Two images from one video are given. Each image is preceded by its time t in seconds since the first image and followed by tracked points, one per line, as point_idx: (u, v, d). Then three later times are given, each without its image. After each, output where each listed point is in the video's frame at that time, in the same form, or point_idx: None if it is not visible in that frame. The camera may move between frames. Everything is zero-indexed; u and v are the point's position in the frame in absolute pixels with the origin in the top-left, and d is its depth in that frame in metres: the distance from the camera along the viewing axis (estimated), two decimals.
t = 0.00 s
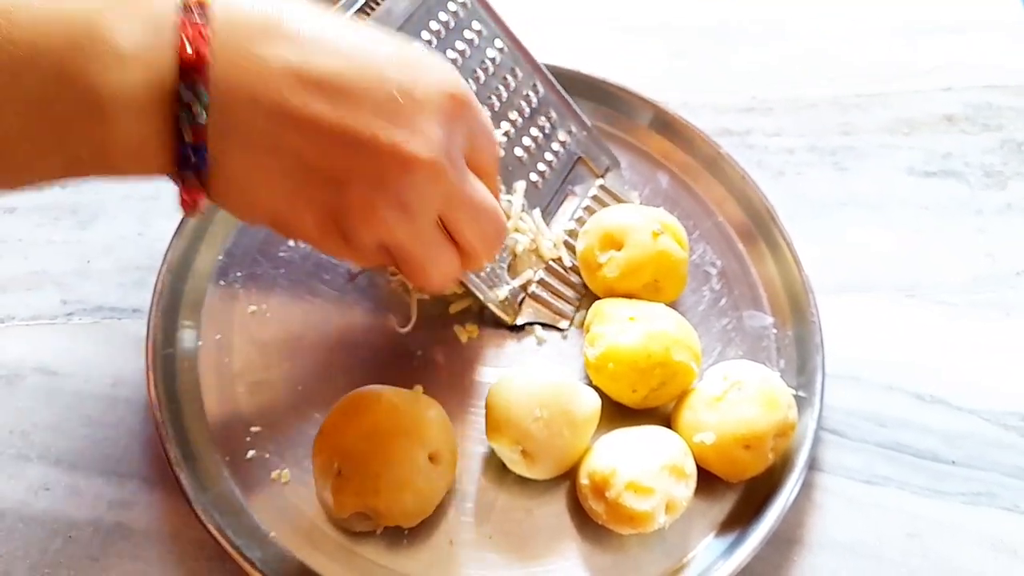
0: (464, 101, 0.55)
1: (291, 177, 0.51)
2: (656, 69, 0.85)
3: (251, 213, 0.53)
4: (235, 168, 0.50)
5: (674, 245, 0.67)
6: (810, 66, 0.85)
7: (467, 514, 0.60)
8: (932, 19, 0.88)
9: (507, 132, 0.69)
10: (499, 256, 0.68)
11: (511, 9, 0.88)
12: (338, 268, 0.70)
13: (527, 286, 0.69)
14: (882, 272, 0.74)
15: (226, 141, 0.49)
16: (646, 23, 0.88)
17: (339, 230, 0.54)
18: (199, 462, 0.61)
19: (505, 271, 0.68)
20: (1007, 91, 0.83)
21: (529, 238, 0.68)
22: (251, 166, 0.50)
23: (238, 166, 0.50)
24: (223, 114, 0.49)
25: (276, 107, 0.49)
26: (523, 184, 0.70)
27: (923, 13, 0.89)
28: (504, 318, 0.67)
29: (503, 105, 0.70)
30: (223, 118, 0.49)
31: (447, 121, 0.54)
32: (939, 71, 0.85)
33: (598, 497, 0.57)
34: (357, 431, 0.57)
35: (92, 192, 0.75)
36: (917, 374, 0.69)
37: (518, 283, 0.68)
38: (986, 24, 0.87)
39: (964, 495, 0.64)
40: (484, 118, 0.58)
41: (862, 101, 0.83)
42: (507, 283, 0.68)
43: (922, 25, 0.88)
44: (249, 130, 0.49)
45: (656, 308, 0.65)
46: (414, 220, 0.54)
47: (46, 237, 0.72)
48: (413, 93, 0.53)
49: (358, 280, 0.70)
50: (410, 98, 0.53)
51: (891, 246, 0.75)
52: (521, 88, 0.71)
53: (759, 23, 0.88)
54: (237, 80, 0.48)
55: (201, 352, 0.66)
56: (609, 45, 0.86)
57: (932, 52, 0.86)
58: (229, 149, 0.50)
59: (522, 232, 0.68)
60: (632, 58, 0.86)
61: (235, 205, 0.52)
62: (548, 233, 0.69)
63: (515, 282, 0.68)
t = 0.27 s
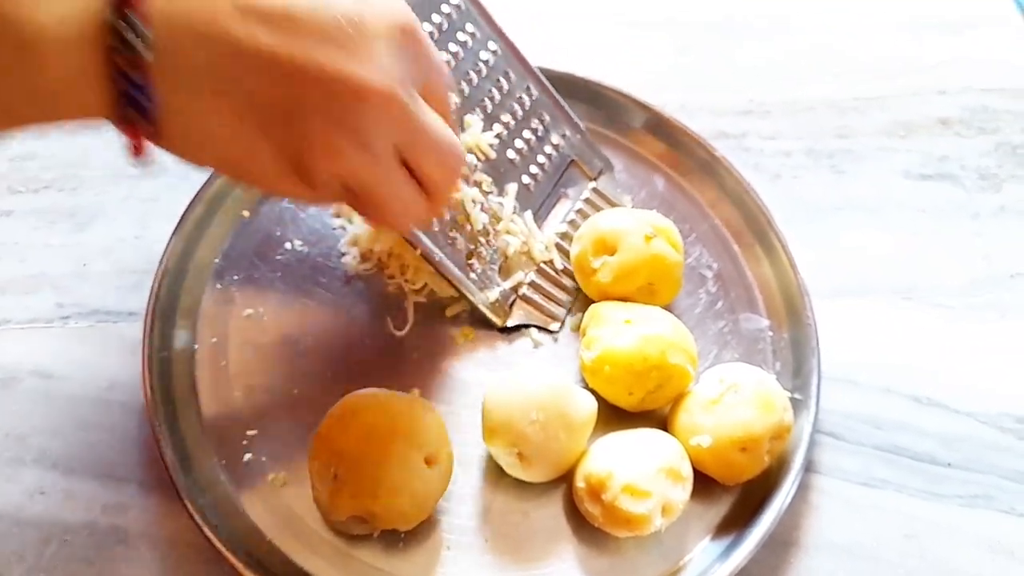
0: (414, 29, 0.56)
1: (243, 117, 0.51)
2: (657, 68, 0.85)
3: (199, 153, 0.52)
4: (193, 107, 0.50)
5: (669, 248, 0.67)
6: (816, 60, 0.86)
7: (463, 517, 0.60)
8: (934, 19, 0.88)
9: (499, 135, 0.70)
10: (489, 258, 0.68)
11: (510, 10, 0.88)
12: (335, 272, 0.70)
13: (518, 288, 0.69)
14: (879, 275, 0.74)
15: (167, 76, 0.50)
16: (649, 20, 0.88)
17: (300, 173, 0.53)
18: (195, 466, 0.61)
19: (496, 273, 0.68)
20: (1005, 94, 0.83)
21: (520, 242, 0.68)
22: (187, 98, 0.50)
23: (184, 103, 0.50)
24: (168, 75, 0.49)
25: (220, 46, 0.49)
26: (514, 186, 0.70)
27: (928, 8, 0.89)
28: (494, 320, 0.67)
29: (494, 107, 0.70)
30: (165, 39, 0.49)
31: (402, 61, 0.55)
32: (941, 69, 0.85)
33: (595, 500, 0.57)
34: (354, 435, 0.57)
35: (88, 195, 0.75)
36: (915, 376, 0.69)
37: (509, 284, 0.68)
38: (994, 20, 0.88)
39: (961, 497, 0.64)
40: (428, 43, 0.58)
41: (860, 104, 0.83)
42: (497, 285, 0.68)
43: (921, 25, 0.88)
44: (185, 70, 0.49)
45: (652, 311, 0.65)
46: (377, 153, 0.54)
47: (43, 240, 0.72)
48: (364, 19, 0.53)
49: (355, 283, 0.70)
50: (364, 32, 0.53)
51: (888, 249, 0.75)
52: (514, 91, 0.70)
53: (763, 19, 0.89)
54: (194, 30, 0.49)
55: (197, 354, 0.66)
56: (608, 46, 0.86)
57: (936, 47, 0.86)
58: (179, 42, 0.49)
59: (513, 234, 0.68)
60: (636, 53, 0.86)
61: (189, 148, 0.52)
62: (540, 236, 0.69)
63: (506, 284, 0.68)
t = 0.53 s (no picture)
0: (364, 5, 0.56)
1: None
2: (654, 70, 0.85)
3: (115, 45, 0.53)
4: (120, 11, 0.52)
5: (670, 248, 0.67)
6: (812, 62, 0.86)
7: (464, 517, 0.60)
8: (934, 20, 0.88)
9: (498, 136, 0.69)
10: (491, 259, 0.68)
11: (509, 11, 0.88)
12: (335, 271, 0.70)
13: (520, 289, 0.68)
14: (880, 275, 0.74)
15: None
16: (649, 20, 0.88)
17: (220, 51, 0.53)
18: (196, 466, 0.61)
19: (499, 275, 0.68)
20: (1005, 94, 0.83)
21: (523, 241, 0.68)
22: None
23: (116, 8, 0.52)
24: None
25: None
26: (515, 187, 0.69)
27: (925, 10, 0.89)
28: (498, 322, 0.67)
29: (493, 108, 0.69)
30: None
31: (352, 29, 0.55)
32: (938, 72, 0.85)
33: (596, 499, 0.57)
34: (354, 435, 0.57)
35: (88, 196, 0.75)
36: (916, 376, 0.69)
37: (511, 286, 0.68)
38: (992, 21, 0.88)
39: (961, 497, 0.64)
40: (383, 18, 0.58)
41: (860, 104, 0.83)
42: (500, 286, 0.68)
43: (920, 26, 0.88)
44: None
45: (653, 311, 0.64)
46: (291, 16, 0.53)
47: (42, 240, 0.72)
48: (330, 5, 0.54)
49: (355, 283, 0.70)
50: None
51: (888, 249, 0.75)
52: (513, 92, 0.71)
53: (761, 21, 0.89)
54: None
55: (197, 355, 0.66)
56: (607, 46, 0.86)
57: (934, 49, 0.86)
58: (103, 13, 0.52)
59: (514, 235, 0.68)
60: (632, 56, 0.86)
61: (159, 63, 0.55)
62: (541, 236, 0.69)
63: (509, 285, 0.68)
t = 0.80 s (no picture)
0: (440, 73, 0.52)
1: (284, 163, 0.47)
2: (653, 72, 0.86)
3: (229, 201, 0.49)
4: (230, 167, 0.47)
5: (671, 248, 0.68)
6: (811, 62, 0.87)
7: (466, 513, 0.61)
8: (932, 21, 0.89)
9: (499, 141, 0.69)
10: (495, 262, 0.68)
11: (510, 12, 0.89)
12: (339, 271, 0.71)
13: (524, 291, 0.69)
14: (877, 276, 0.75)
15: (203, 139, 0.46)
16: (648, 22, 0.89)
17: (325, 209, 0.50)
18: (202, 464, 0.62)
19: (503, 277, 0.69)
20: (1002, 95, 0.84)
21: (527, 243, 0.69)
22: (227, 144, 0.46)
23: (227, 162, 0.47)
24: (200, 101, 0.45)
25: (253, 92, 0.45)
26: (516, 192, 0.70)
27: (924, 10, 0.90)
28: (503, 324, 0.68)
29: (493, 113, 0.70)
30: (190, 116, 0.45)
31: (427, 100, 0.51)
32: (934, 73, 0.86)
33: (596, 496, 0.58)
34: (357, 432, 0.58)
35: (93, 197, 0.76)
36: (912, 375, 0.70)
37: (515, 288, 0.69)
38: (989, 23, 0.89)
39: (957, 494, 0.65)
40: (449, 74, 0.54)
41: (857, 105, 0.84)
42: (504, 289, 0.68)
43: (918, 27, 0.89)
44: (228, 121, 0.46)
45: (653, 310, 0.65)
46: (399, 190, 0.51)
47: (49, 240, 0.73)
48: (395, 74, 0.49)
49: (358, 283, 0.71)
50: (394, 84, 0.49)
51: (885, 249, 0.76)
52: (512, 97, 0.71)
53: (759, 22, 0.89)
54: (220, 73, 0.45)
55: (203, 354, 0.67)
56: (607, 47, 0.87)
57: (931, 51, 0.87)
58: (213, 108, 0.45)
59: (517, 238, 0.69)
60: (631, 58, 0.87)
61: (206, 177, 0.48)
62: (543, 239, 0.70)
63: (513, 288, 0.69)
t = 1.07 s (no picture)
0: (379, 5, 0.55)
1: (229, 98, 0.48)
2: (652, 71, 0.86)
3: (179, 143, 0.50)
4: (176, 101, 0.48)
5: (678, 246, 0.68)
6: (811, 62, 0.86)
7: (467, 510, 0.61)
8: (933, 19, 0.89)
9: (497, 144, 0.70)
10: (498, 264, 0.68)
11: (511, 10, 0.89)
12: (340, 269, 0.71)
13: (529, 292, 0.69)
14: (877, 273, 0.75)
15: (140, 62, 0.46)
16: (648, 21, 0.89)
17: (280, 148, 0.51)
18: (203, 461, 0.62)
19: (507, 279, 0.69)
20: (1002, 92, 0.84)
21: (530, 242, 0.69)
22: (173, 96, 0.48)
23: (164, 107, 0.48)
24: (129, 56, 0.46)
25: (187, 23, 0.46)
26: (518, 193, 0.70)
27: (925, 10, 0.90)
28: (509, 326, 0.68)
29: (491, 116, 0.70)
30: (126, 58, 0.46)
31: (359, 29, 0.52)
32: (935, 71, 0.86)
33: (597, 493, 0.58)
34: (358, 430, 0.58)
35: (94, 195, 0.76)
36: (913, 373, 0.70)
37: (520, 290, 0.69)
38: (991, 21, 0.89)
39: (958, 491, 0.65)
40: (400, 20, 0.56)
41: (857, 103, 0.84)
42: (510, 290, 0.68)
43: (918, 25, 0.89)
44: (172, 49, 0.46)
45: (655, 308, 0.65)
46: (350, 125, 0.51)
47: (50, 238, 0.73)
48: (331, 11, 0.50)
49: (359, 281, 0.71)
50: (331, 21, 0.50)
51: (886, 247, 0.76)
52: (510, 100, 0.71)
53: (759, 20, 0.89)
54: None
55: (205, 352, 0.67)
56: (607, 46, 0.87)
57: (932, 50, 0.87)
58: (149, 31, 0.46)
59: (520, 240, 0.69)
60: (631, 57, 0.87)
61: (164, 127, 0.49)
62: (545, 239, 0.70)
63: (518, 289, 0.69)
